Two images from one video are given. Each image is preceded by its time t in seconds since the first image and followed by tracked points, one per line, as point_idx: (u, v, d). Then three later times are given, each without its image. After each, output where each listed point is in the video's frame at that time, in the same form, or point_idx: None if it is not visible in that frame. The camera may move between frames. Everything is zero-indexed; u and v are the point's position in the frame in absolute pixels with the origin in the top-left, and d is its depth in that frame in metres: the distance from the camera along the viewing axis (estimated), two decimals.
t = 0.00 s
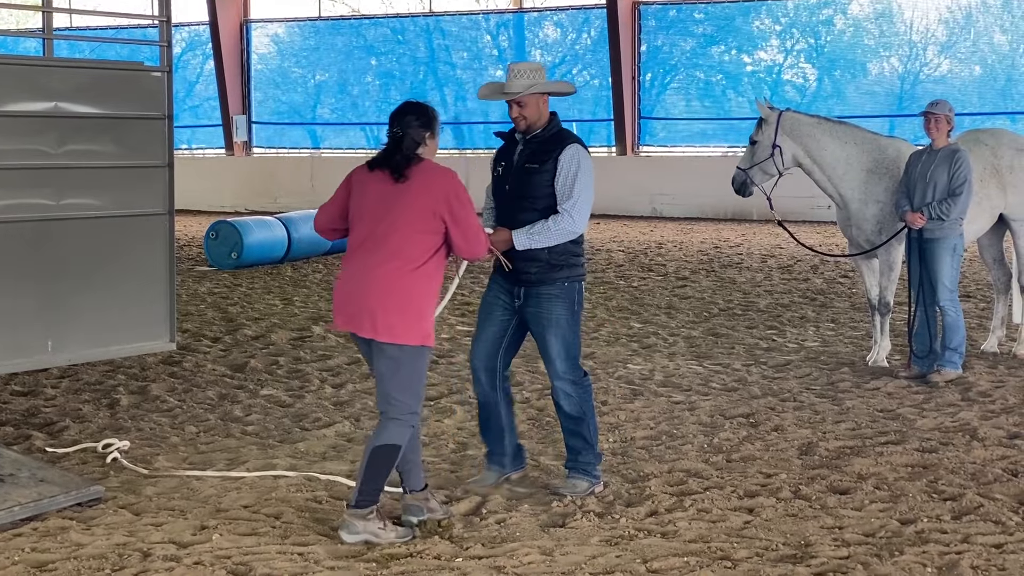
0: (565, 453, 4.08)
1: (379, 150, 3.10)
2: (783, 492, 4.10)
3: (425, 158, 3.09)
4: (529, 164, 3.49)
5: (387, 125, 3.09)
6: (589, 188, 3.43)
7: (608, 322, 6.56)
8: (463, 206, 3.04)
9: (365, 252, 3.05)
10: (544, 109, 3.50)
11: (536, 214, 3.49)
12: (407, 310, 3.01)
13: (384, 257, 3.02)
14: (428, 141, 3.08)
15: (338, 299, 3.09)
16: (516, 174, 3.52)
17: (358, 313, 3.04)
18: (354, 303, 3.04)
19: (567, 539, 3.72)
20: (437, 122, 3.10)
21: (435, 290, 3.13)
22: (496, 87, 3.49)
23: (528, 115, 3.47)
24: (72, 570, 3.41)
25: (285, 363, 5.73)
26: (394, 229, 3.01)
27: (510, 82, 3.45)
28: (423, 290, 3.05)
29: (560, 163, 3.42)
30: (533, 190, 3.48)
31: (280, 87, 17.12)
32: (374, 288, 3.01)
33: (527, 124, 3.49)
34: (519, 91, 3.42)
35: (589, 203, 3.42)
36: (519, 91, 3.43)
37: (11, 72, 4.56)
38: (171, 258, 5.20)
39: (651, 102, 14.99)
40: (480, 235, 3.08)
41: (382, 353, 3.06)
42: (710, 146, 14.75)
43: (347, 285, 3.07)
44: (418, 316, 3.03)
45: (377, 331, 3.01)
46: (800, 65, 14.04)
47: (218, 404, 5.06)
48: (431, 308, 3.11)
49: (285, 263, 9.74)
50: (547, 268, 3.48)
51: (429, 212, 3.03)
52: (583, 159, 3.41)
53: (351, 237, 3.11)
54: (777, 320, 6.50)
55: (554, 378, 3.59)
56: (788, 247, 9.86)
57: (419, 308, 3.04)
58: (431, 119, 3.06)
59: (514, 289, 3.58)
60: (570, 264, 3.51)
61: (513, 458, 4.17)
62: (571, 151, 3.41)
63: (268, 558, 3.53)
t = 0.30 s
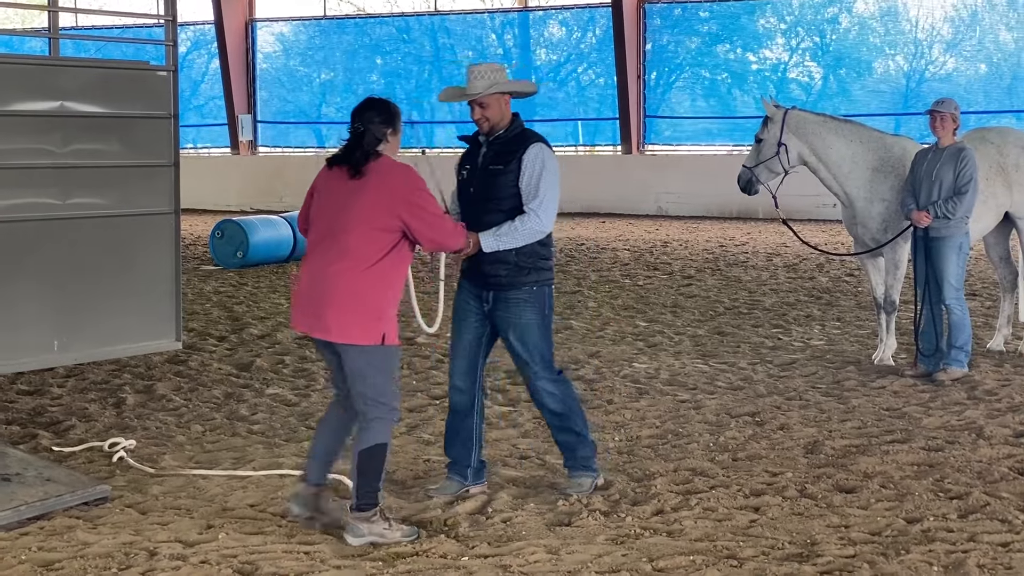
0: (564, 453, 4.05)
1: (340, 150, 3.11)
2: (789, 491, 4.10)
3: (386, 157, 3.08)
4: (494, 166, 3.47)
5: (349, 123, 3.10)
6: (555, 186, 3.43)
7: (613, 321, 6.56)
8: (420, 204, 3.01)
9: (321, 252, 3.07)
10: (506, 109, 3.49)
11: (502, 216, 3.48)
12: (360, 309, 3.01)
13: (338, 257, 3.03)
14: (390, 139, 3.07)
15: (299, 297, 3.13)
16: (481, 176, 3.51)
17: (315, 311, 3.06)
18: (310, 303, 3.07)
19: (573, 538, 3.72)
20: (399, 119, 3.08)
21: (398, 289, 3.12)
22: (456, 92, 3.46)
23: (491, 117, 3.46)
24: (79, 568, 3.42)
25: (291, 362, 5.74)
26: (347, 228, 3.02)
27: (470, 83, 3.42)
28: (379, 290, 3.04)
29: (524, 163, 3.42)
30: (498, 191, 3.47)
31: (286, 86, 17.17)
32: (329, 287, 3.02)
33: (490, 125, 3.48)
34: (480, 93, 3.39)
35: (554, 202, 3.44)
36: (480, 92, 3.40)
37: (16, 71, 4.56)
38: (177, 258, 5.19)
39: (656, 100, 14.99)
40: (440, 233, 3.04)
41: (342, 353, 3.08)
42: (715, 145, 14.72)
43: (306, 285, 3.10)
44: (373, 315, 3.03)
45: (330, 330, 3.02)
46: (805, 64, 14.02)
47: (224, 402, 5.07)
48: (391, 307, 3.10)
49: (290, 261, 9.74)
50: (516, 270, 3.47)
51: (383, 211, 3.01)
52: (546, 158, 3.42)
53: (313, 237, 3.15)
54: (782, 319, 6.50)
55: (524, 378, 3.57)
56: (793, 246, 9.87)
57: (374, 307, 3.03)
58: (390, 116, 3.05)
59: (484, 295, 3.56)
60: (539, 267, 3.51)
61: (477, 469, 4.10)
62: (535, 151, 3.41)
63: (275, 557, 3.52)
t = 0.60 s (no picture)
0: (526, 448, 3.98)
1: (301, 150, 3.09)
2: (801, 490, 4.09)
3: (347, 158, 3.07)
4: (466, 159, 3.40)
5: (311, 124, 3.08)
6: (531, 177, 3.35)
7: (624, 319, 6.55)
8: (379, 205, 2.98)
9: (279, 252, 3.04)
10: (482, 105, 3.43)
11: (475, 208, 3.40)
12: (317, 310, 2.98)
13: (296, 256, 2.99)
14: (353, 139, 3.06)
15: (257, 299, 3.09)
16: (454, 171, 3.44)
17: (272, 312, 3.03)
18: (268, 303, 3.03)
19: (585, 537, 3.72)
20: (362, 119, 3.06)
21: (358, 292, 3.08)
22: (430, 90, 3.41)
23: (465, 113, 3.41)
24: (92, 567, 3.42)
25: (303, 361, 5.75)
26: (304, 227, 2.98)
27: (444, 82, 3.38)
28: (336, 291, 3.01)
29: (495, 155, 3.34)
30: (468, 185, 3.40)
31: (297, 84, 17.20)
32: (284, 287, 2.99)
33: (465, 122, 3.43)
34: (455, 89, 3.35)
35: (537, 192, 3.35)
36: (455, 89, 3.35)
37: (29, 71, 4.57)
38: (188, 257, 5.19)
39: (668, 99, 14.98)
40: (399, 235, 3.00)
41: (303, 355, 3.05)
42: (727, 144, 14.74)
43: (263, 286, 3.07)
44: (329, 317, 2.99)
45: (286, 330, 2.98)
46: (816, 62, 14.00)
47: (236, 401, 5.07)
48: (350, 309, 3.06)
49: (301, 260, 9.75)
50: (484, 263, 3.40)
51: (341, 211, 2.98)
52: (520, 149, 3.34)
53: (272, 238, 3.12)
54: (794, 317, 6.50)
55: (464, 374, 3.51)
56: (805, 245, 9.85)
57: (330, 308, 2.99)
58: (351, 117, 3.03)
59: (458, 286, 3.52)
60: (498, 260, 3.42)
61: (487, 466, 4.09)
62: (507, 142, 3.34)
63: (287, 555, 3.52)
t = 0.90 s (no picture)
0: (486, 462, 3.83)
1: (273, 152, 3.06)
2: (819, 489, 4.08)
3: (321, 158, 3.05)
4: (452, 166, 3.32)
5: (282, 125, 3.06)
6: (514, 180, 3.23)
7: (641, 318, 6.55)
8: (358, 206, 2.97)
9: (254, 255, 3.01)
10: (469, 107, 3.33)
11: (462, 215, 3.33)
12: (296, 312, 2.95)
13: (273, 259, 2.96)
14: (323, 139, 3.03)
15: (232, 303, 3.05)
16: (443, 177, 3.37)
17: (250, 315, 3.00)
18: (243, 306, 3.00)
19: (602, 535, 3.71)
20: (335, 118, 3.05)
21: (336, 294, 3.06)
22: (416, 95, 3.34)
23: (453, 118, 3.32)
24: (111, 565, 3.42)
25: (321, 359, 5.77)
26: (282, 229, 2.96)
27: (431, 84, 3.30)
28: (314, 293, 2.99)
29: (476, 161, 3.25)
30: (456, 191, 3.33)
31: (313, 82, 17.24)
32: (262, 290, 2.96)
33: (454, 126, 3.34)
34: (439, 95, 3.27)
35: (519, 198, 3.22)
36: (439, 94, 3.27)
37: (48, 70, 4.60)
38: (207, 256, 5.19)
39: (685, 96, 15.01)
40: (379, 234, 2.98)
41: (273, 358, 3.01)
42: (744, 142, 14.70)
43: (238, 290, 3.03)
44: (308, 319, 2.97)
45: (262, 333, 2.95)
46: (834, 60, 13.97)
47: (253, 399, 5.09)
48: (328, 311, 3.04)
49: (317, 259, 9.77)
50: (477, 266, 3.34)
51: (319, 212, 2.97)
52: (500, 154, 3.23)
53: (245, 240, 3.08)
54: (812, 316, 6.48)
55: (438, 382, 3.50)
56: (822, 243, 9.82)
57: (309, 310, 2.97)
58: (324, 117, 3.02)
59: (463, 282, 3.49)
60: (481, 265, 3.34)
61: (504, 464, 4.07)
62: (488, 147, 3.24)
63: (305, 553, 3.52)
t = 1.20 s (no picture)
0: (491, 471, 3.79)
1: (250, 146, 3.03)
2: (840, 487, 4.07)
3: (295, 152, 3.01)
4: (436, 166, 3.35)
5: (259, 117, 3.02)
6: (475, 184, 3.17)
7: (662, 316, 6.54)
8: (330, 203, 2.93)
9: (229, 251, 2.99)
10: (461, 105, 3.31)
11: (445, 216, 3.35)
12: (267, 312, 2.93)
13: (246, 256, 2.95)
14: (300, 134, 3.01)
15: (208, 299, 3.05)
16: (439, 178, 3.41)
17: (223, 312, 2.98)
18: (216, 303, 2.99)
19: (623, 533, 3.70)
20: (312, 111, 3.01)
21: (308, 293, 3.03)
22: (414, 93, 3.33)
23: (445, 117, 3.32)
24: (134, 561, 3.42)
25: (341, 356, 5.79)
26: (253, 225, 2.93)
27: (425, 87, 3.28)
28: (286, 291, 2.96)
29: (448, 163, 3.25)
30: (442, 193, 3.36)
31: (333, 79, 17.29)
32: (234, 287, 2.94)
33: (446, 125, 3.34)
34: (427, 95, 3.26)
35: (475, 201, 3.17)
36: (427, 94, 3.26)
37: (72, 71, 4.98)
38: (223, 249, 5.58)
39: (705, 94, 14.96)
40: (349, 234, 2.95)
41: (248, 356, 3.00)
42: (765, 139, 14.71)
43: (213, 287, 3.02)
44: (280, 319, 2.95)
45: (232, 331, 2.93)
46: (856, 57, 13.94)
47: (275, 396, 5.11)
48: (302, 310, 3.02)
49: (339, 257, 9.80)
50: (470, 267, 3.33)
51: (291, 209, 2.94)
52: (466, 157, 3.18)
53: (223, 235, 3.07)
54: (833, 314, 6.47)
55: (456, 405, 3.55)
56: (844, 241, 9.79)
57: (281, 310, 2.95)
58: (299, 111, 2.98)
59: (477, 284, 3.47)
60: (470, 272, 3.34)
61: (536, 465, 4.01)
62: (455, 149, 3.21)
63: (326, 550, 3.53)
